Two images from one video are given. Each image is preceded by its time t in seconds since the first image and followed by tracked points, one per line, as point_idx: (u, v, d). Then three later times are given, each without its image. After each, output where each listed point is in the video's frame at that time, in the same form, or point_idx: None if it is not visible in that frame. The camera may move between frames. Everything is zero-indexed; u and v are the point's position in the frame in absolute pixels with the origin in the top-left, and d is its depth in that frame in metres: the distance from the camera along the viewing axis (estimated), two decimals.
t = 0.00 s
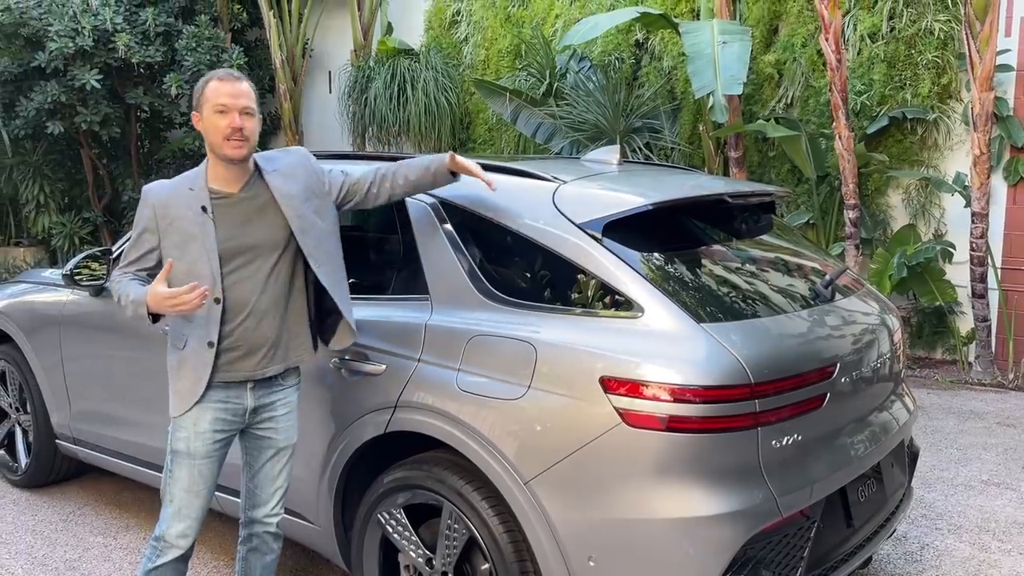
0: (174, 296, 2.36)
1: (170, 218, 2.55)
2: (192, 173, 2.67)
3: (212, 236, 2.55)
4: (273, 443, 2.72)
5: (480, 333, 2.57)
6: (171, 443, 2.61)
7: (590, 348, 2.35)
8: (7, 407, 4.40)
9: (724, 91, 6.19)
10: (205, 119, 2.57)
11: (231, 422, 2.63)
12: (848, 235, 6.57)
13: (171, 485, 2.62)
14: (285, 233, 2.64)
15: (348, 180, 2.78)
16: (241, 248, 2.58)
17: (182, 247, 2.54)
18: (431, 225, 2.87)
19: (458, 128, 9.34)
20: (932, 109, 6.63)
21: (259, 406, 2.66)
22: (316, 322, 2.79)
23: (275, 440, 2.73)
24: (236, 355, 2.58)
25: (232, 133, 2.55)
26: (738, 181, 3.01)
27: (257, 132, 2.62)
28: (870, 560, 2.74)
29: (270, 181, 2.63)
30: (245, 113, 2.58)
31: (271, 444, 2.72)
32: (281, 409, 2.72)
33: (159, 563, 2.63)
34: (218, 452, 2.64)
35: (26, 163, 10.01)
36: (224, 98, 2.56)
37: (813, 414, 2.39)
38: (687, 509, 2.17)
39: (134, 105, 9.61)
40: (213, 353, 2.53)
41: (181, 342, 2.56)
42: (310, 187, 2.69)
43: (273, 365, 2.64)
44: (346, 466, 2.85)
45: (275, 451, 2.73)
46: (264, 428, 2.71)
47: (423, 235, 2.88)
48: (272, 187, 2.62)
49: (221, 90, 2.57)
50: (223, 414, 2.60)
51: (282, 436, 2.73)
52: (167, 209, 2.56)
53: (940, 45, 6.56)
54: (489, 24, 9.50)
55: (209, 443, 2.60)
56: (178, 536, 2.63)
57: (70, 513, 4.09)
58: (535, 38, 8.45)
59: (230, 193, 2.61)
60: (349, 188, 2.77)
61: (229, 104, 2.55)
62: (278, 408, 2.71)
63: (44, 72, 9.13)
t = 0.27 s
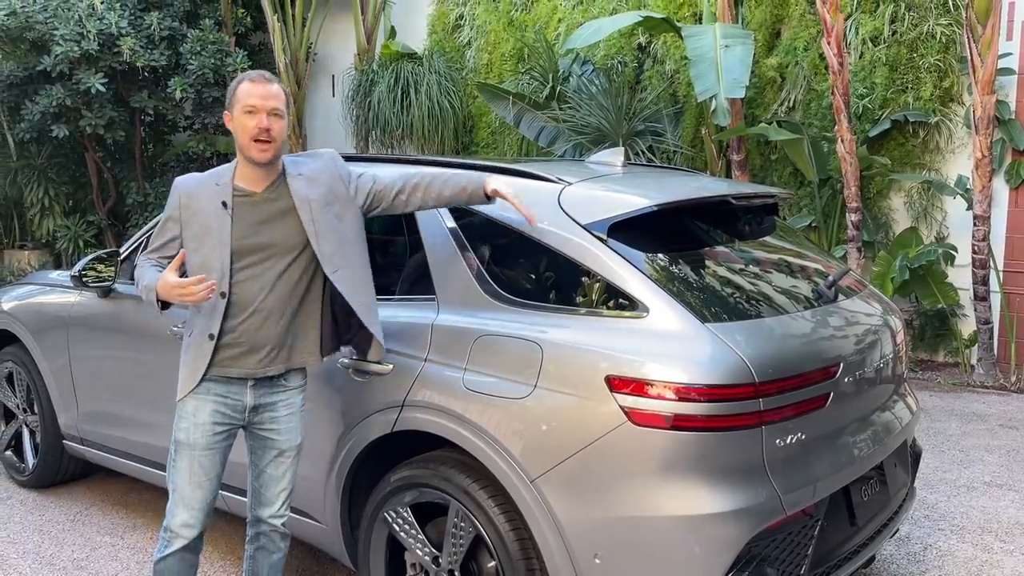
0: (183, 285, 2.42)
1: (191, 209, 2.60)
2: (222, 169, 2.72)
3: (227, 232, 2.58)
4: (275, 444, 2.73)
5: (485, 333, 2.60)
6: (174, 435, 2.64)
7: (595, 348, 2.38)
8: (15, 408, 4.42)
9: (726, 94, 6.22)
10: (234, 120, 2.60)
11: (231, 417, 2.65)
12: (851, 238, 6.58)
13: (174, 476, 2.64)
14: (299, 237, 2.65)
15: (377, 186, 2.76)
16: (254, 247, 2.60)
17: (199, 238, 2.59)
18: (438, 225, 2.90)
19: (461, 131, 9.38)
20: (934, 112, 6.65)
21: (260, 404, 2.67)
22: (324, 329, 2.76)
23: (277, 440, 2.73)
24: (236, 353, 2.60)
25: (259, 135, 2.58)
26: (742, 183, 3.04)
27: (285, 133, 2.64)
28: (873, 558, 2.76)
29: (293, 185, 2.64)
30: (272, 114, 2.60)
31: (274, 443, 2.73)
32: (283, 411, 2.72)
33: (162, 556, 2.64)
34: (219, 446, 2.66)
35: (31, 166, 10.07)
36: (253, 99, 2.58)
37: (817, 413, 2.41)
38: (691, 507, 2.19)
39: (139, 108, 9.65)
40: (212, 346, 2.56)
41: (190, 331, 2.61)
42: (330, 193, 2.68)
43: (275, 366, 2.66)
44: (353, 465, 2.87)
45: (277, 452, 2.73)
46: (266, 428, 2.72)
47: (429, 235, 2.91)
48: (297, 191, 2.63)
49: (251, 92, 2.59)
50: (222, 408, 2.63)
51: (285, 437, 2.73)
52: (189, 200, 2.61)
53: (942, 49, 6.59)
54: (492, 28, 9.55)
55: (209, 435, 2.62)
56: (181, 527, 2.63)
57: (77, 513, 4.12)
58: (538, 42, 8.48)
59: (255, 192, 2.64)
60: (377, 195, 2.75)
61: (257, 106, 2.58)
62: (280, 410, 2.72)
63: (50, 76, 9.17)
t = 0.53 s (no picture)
0: (190, 284, 2.46)
1: (207, 207, 2.65)
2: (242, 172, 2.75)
3: (235, 230, 2.60)
4: (276, 444, 2.71)
5: (491, 333, 2.62)
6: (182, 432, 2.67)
7: (599, 348, 2.40)
8: (22, 408, 4.45)
9: (730, 97, 6.22)
10: (254, 125, 2.64)
11: (234, 416, 2.66)
12: (853, 240, 6.60)
13: (179, 474, 2.67)
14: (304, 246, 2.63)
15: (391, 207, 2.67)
16: (260, 249, 2.61)
17: (210, 236, 2.63)
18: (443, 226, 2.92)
19: (464, 133, 9.41)
20: (937, 115, 6.66)
21: (260, 404, 2.67)
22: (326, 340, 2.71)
23: (280, 441, 2.71)
24: (234, 354, 2.60)
25: (278, 141, 2.61)
26: (745, 184, 3.06)
27: (305, 140, 2.67)
28: (876, 557, 2.78)
29: (308, 195, 2.63)
30: (293, 122, 2.62)
31: (276, 444, 2.71)
32: (285, 412, 2.70)
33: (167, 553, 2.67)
34: (223, 445, 2.67)
35: (35, 168, 10.10)
36: (273, 106, 2.61)
37: (820, 412, 2.43)
38: (695, 505, 2.21)
39: (143, 111, 9.68)
40: (213, 343, 2.58)
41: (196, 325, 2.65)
42: (340, 210, 2.65)
43: (274, 372, 2.63)
44: (359, 464, 2.90)
45: (279, 453, 2.72)
46: (268, 428, 2.71)
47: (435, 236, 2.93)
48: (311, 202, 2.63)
49: (273, 99, 2.63)
50: (224, 407, 2.64)
51: (286, 438, 2.71)
52: (205, 198, 2.66)
53: (944, 51, 6.62)
54: (495, 31, 9.59)
55: (211, 433, 2.64)
56: (187, 523, 2.66)
57: (84, 513, 4.14)
58: (541, 45, 8.49)
59: (270, 196, 2.64)
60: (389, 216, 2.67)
61: (277, 113, 2.61)
62: (282, 411, 2.70)
63: (54, 78, 9.20)
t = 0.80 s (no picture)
0: (194, 284, 2.49)
1: (212, 206, 2.68)
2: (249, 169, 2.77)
3: (240, 230, 2.62)
4: (279, 444, 2.73)
5: (494, 332, 2.64)
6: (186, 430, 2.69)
7: (602, 346, 2.41)
8: (28, 407, 4.47)
9: (732, 98, 6.23)
10: (262, 125, 2.64)
11: (237, 415, 2.68)
12: (856, 241, 6.60)
13: (183, 472, 2.69)
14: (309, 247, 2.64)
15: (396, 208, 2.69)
16: (264, 248, 2.63)
17: (215, 235, 2.65)
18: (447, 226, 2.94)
19: (467, 135, 9.43)
20: (939, 116, 6.67)
21: (263, 403, 2.68)
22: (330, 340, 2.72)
23: (283, 441, 2.73)
24: (239, 353, 2.62)
25: (284, 142, 2.62)
26: (747, 184, 3.07)
27: (311, 141, 2.67)
28: (878, 555, 2.79)
29: (314, 196, 2.65)
30: (299, 123, 2.62)
31: (280, 443, 2.72)
32: (288, 412, 2.72)
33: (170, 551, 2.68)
34: (226, 443, 2.69)
35: (39, 169, 10.14)
36: (280, 107, 2.61)
37: (822, 411, 2.44)
38: (697, 503, 2.22)
39: (147, 112, 9.70)
40: (218, 341, 2.61)
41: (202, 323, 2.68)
42: (346, 212, 2.67)
43: (277, 372, 2.64)
44: (363, 462, 2.91)
45: (282, 452, 2.73)
46: (271, 427, 2.72)
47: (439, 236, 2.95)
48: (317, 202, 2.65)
49: (279, 99, 2.62)
50: (228, 406, 2.66)
51: (289, 438, 2.72)
52: (211, 197, 2.69)
53: (947, 52, 6.62)
54: (498, 32, 9.61)
55: (215, 432, 2.66)
56: (190, 521, 2.68)
57: (88, 512, 4.17)
58: (543, 46, 8.51)
59: (276, 196, 2.66)
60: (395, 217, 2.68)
61: (284, 114, 2.60)
62: (285, 411, 2.71)
63: (59, 80, 9.24)
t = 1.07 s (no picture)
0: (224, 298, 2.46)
1: (213, 208, 2.65)
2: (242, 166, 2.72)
3: (245, 231, 2.63)
4: (284, 442, 2.74)
5: (497, 331, 2.64)
6: (189, 429, 2.70)
7: (605, 345, 2.42)
8: (32, 407, 4.49)
9: (735, 98, 6.23)
10: (270, 124, 2.60)
11: (242, 414, 2.68)
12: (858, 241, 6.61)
13: (187, 472, 2.69)
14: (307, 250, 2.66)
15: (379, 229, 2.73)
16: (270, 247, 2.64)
17: (219, 237, 2.64)
18: (450, 226, 2.94)
19: (469, 136, 9.44)
20: (942, 116, 6.67)
21: (268, 402, 2.69)
22: (326, 346, 2.73)
23: (288, 439, 2.74)
24: (246, 353, 2.63)
25: (297, 142, 2.61)
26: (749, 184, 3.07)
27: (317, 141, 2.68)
28: (879, 555, 2.80)
29: (315, 198, 2.67)
30: (310, 123, 2.62)
31: (285, 442, 2.74)
32: (293, 410, 2.73)
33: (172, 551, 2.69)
34: (230, 443, 2.70)
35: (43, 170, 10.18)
36: (292, 107, 2.59)
37: (824, 410, 2.44)
38: (699, 502, 2.23)
39: (150, 113, 9.72)
40: (229, 343, 2.61)
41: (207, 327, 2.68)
42: (345, 216, 2.68)
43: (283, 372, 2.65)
44: (366, 461, 2.93)
45: (287, 451, 2.75)
46: (275, 426, 2.73)
47: (441, 236, 2.96)
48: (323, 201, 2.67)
49: (290, 99, 2.59)
50: (233, 405, 2.66)
51: (294, 436, 2.74)
52: (211, 199, 2.67)
53: (949, 53, 6.62)
54: (500, 33, 9.63)
55: (220, 432, 2.66)
56: (193, 522, 2.68)
57: (92, 511, 4.18)
58: (546, 47, 8.52)
59: (279, 196, 2.67)
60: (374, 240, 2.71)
61: (297, 114, 2.59)
62: (290, 409, 2.72)
63: (63, 80, 9.26)
